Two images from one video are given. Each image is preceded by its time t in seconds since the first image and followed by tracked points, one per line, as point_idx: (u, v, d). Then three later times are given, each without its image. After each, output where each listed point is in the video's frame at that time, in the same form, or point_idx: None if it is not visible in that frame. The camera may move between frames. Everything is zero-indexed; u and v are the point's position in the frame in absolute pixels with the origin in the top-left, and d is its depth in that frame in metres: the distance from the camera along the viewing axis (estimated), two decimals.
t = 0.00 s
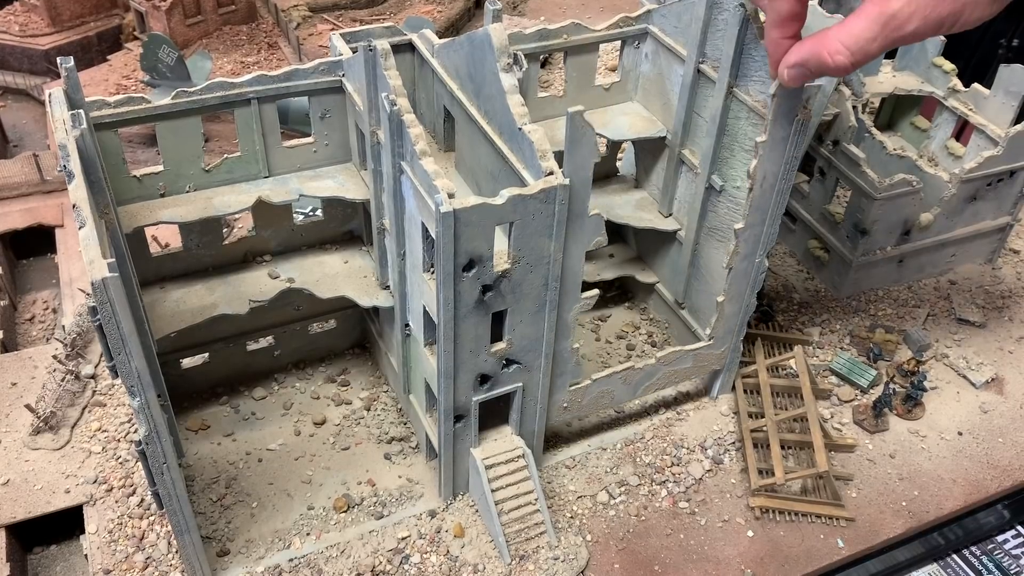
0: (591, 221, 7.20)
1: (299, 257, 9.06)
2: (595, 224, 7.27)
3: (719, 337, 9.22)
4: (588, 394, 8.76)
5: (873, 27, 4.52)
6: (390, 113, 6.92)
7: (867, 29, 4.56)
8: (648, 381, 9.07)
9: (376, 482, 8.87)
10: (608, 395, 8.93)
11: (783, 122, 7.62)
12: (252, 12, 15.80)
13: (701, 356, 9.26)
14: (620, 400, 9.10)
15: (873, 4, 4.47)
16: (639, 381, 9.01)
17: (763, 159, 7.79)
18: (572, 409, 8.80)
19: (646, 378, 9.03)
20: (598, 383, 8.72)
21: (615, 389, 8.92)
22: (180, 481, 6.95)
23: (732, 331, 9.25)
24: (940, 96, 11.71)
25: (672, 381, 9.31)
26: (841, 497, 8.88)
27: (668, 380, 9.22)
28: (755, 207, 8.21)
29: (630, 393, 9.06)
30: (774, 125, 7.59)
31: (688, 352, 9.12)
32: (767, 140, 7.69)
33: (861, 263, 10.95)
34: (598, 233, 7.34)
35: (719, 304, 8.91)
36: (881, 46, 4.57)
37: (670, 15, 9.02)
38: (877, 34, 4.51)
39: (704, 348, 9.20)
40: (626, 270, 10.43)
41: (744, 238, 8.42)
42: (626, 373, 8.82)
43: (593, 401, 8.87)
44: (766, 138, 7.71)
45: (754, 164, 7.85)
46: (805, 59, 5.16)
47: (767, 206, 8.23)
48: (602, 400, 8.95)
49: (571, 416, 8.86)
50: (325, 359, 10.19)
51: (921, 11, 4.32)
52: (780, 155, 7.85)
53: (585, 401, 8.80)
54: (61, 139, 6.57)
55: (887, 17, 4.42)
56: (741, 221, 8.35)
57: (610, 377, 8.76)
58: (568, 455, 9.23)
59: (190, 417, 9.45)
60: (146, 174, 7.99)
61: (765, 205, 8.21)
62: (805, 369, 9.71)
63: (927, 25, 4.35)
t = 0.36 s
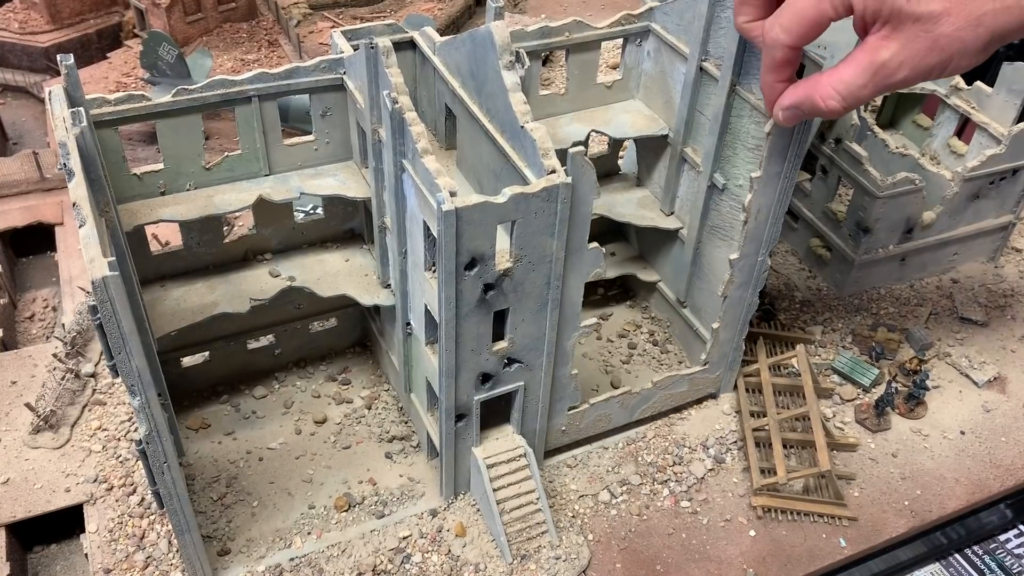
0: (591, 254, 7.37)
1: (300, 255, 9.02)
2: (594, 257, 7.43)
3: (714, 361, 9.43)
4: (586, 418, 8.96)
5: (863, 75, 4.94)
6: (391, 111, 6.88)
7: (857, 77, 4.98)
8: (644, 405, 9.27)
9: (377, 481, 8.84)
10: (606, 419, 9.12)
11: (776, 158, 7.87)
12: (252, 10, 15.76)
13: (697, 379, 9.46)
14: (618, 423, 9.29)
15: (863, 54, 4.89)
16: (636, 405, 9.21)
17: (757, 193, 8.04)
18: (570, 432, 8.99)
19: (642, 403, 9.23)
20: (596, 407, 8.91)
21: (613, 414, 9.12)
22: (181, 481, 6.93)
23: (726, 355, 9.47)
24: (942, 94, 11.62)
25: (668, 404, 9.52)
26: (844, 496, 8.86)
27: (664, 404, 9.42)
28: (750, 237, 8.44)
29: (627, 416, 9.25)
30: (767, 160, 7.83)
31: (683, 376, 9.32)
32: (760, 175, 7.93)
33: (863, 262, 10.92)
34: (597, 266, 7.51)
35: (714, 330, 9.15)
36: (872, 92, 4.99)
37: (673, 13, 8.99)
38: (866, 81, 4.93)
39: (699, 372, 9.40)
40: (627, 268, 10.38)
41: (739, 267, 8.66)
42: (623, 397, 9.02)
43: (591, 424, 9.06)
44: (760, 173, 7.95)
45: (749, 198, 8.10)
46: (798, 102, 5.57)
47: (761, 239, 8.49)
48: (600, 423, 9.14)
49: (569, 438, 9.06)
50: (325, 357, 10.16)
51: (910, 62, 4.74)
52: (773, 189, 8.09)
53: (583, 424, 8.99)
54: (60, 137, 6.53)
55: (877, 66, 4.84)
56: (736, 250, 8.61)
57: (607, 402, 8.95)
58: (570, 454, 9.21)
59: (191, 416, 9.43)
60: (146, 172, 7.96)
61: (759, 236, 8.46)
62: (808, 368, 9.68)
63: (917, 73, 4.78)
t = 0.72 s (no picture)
0: (589, 268, 7.45)
1: (299, 254, 8.98)
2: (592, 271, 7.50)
3: (712, 369, 9.49)
4: (585, 427, 9.02)
5: (857, 93, 5.18)
6: (391, 110, 6.82)
7: (850, 96, 5.23)
8: (643, 415, 9.35)
9: (376, 481, 8.80)
10: (605, 428, 9.20)
11: (774, 171, 7.91)
12: (251, 7, 15.72)
13: (696, 389, 9.53)
14: (617, 433, 9.37)
15: (856, 74, 5.12)
16: (635, 414, 9.29)
17: (754, 205, 8.09)
18: (569, 441, 9.06)
19: (641, 412, 9.31)
20: (595, 416, 8.98)
21: (612, 422, 9.19)
22: (179, 481, 6.89)
23: (725, 364, 9.54)
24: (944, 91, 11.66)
25: (667, 414, 9.58)
26: (845, 497, 8.82)
27: (663, 413, 9.48)
28: (747, 247, 8.50)
29: (626, 425, 9.32)
30: (764, 173, 7.87)
31: (681, 385, 9.38)
32: (758, 186, 7.98)
33: (865, 261, 10.88)
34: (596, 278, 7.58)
35: (712, 339, 9.23)
36: (865, 109, 5.23)
37: (674, 11, 8.94)
38: (858, 100, 5.18)
39: (698, 382, 9.47)
40: (628, 268, 10.34)
41: (736, 278, 8.73)
42: (621, 406, 9.09)
43: (590, 433, 9.13)
44: (758, 186, 7.99)
45: (745, 211, 8.14)
46: (794, 118, 5.86)
47: (758, 250, 8.56)
48: (599, 432, 9.21)
49: (568, 448, 9.12)
50: (325, 357, 10.12)
51: (903, 80, 4.94)
52: (770, 202, 8.14)
53: (582, 433, 9.06)
54: (57, 135, 6.47)
55: (870, 85, 5.07)
56: (733, 260, 8.66)
57: (605, 412, 9.03)
58: (570, 454, 9.17)
59: (189, 415, 9.39)
60: (144, 171, 7.91)
61: (757, 246, 8.52)
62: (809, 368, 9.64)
63: (908, 91, 4.99)
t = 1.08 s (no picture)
0: (589, 266, 7.40)
1: (298, 252, 8.92)
2: (593, 269, 7.45)
3: (714, 368, 9.44)
4: (586, 426, 8.98)
5: (862, 83, 4.78)
6: (391, 106, 6.76)
7: (855, 88, 4.82)
8: (644, 413, 9.31)
9: (376, 479, 8.76)
10: (605, 427, 9.16)
11: (776, 168, 7.85)
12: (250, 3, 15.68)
13: (697, 387, 9.48)
14: (618, 432, 9.33)
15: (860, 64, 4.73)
16: (636, 413, 9.24)
17: (756, 203, 8.03)
18: (570, 440, 9.02)
19: (642, 410, 9.26)
20: (595, 415, 8.93)
21: (613, 421, 9.15)
22: (178, 480, 6.84)
23: (726, 363, 9.49)
24: (947, 88, 11.66)
25: (668, 413, 9.54)
26: (847, 495, 8.79)
27: (663, 412, 9.44)
28: (750, 246, 8.44)
29: (627, 423, 9.28)
30: (766, 170, 7.81)
31: (682, 384, 9.33)
32: (760, 184, 7.92)
33: (867, 259, 10.82)
34: (597, 277, 7.53)
35: (713, 338, 9.18)
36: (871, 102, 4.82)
37: (676, 7, 8.88)
38: (865, 90, 4.77)
39: (699, 380, 9.42)
40: (628, 265, 10.30)
41: (738, 276, 8.67)
42: (622, 405, 9.05)
43: (590, 432, 9.08)
44: (760, 183, 7.93)
45: (748, 208, 8.08)
46: (798, 117, 5.39)
47: (761, 248, 8.50)
48: (599, 431, 9.17)
49: (569, 447, 9.08)
50: (324, 355, 10.07)
51: (909, 70, 4.57)
52: (773, 200, 8.08)
53: (583, 432, 9.01)
54: (54, 131, 6.40)
55: (875, 76, 4.69)
56: (735, 259, 8.59)
57: (607, 410, 8.99)
58: (571, 452, 9.13)
59: (188, 413, 9.35)
60: (143, 168, 7.84)
61: (759, 244, 8.46)
62: (811, 365, 9.59)
63: (916, 80, 4.61)
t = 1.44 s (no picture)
0: (590, 262, 7.35)
1: (296, 248, 8.86)
2: (594, 266, 7.40)
3: (715, 365, 9.40)
4: (585, 423, 8.93)
5: None
6: (390, 102, 6.69)
7: None
8: (644, 411, 9.26)
9: (375, 477, 8.71)
10: (605, 425, 9.11)
11: (777, 165, 7.79)
12: None
13: (697, 385, 9.43)
14: (618, 430, 9.29)
15: None
16: (636, 410, 9.19)
17: (757, 200, 7.97)
18: (570, 438, 8.97)
19: (642, 407, 9.22)
20: (595, 412, 8.89)
21: (612, 419, 9.10)
22: (175, 479, 6.80)
23: (727, 360, 9.45)
24: (949, 85, 11.72)
25: (668, 410, 9.49)
26: (848, 493, 8.75)
27: (664, 409, 9.40)
28: (751, 243, 8.38)
29: (627, 421, 9.23)
30: (768, 167, 7.75)
31: (683, 381, 9.29)
32: (762, 181, 7.86)
33: (868, 255, 10.77)
34: (597, 274, 7.48)
35: (714, 335, 9.13)
36: None
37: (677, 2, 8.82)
38: None
39: (699, 378, 9.38)
40: (628, 262, 10.25)
41: (739, 273, 8.61)
42: (622, 403, 9.00)
43: (590, 430, 9.04)
44: (761, 180, 7.88)
45: (750, 204, 8.03)
46: None
47: (762, 245, 8.44)
48: (599, 429, 9.12)
49: (569, 445, 9.04)
50: (323, 352, 10.02)
51: None
52: (774, 196, 8.03)
53: (582, 430, 8.96)
54: (50, 126, 6.32)
55: None
56: (736, 256, 8.54)
57: (607, 408, 8.95)
58: (571, 450, 9.09)
59: (186, 410, 9.29)
60: (140, 164, 7.76)
61: (760, 242, 8.40)
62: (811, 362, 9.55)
63: None
